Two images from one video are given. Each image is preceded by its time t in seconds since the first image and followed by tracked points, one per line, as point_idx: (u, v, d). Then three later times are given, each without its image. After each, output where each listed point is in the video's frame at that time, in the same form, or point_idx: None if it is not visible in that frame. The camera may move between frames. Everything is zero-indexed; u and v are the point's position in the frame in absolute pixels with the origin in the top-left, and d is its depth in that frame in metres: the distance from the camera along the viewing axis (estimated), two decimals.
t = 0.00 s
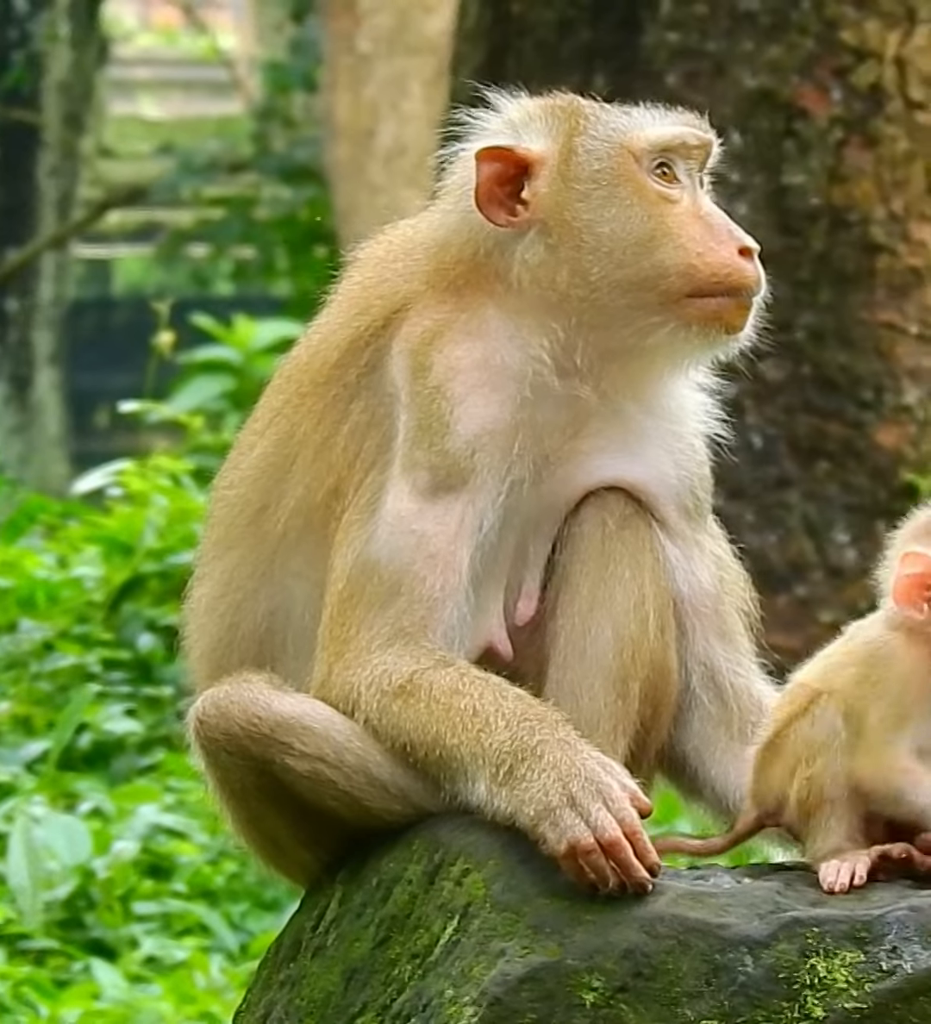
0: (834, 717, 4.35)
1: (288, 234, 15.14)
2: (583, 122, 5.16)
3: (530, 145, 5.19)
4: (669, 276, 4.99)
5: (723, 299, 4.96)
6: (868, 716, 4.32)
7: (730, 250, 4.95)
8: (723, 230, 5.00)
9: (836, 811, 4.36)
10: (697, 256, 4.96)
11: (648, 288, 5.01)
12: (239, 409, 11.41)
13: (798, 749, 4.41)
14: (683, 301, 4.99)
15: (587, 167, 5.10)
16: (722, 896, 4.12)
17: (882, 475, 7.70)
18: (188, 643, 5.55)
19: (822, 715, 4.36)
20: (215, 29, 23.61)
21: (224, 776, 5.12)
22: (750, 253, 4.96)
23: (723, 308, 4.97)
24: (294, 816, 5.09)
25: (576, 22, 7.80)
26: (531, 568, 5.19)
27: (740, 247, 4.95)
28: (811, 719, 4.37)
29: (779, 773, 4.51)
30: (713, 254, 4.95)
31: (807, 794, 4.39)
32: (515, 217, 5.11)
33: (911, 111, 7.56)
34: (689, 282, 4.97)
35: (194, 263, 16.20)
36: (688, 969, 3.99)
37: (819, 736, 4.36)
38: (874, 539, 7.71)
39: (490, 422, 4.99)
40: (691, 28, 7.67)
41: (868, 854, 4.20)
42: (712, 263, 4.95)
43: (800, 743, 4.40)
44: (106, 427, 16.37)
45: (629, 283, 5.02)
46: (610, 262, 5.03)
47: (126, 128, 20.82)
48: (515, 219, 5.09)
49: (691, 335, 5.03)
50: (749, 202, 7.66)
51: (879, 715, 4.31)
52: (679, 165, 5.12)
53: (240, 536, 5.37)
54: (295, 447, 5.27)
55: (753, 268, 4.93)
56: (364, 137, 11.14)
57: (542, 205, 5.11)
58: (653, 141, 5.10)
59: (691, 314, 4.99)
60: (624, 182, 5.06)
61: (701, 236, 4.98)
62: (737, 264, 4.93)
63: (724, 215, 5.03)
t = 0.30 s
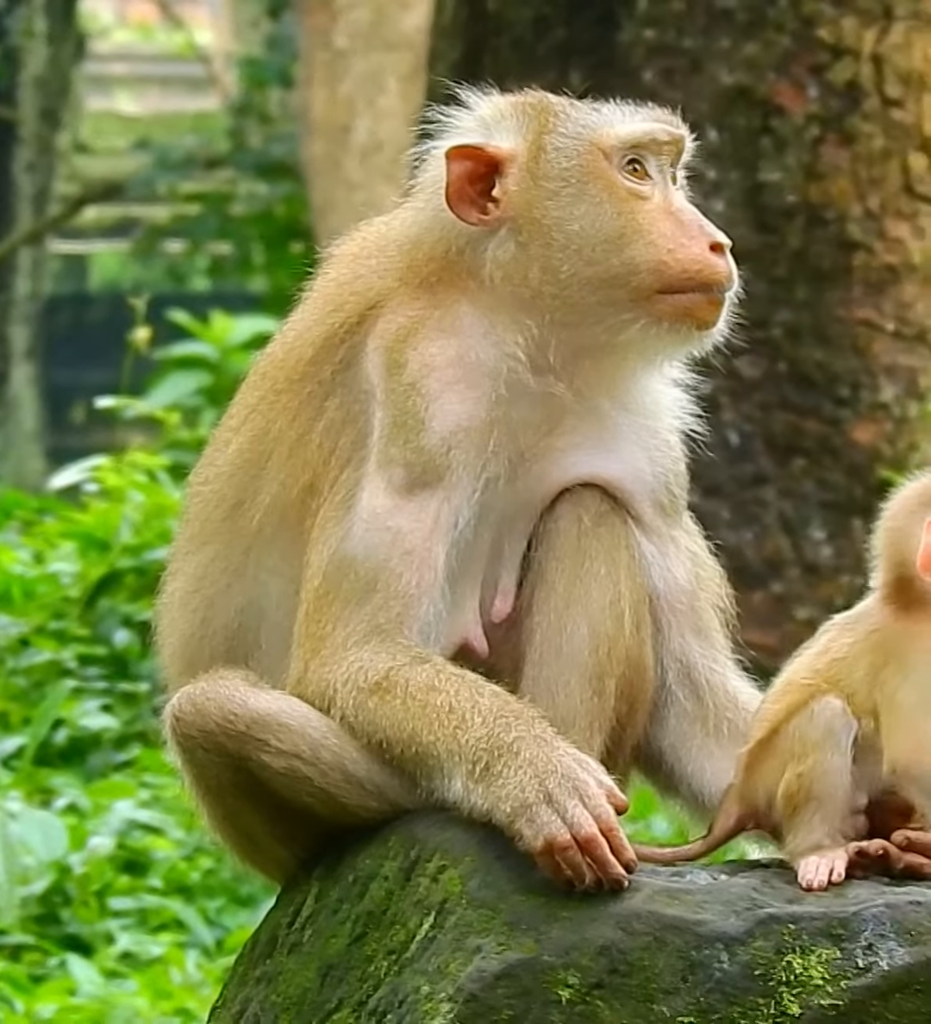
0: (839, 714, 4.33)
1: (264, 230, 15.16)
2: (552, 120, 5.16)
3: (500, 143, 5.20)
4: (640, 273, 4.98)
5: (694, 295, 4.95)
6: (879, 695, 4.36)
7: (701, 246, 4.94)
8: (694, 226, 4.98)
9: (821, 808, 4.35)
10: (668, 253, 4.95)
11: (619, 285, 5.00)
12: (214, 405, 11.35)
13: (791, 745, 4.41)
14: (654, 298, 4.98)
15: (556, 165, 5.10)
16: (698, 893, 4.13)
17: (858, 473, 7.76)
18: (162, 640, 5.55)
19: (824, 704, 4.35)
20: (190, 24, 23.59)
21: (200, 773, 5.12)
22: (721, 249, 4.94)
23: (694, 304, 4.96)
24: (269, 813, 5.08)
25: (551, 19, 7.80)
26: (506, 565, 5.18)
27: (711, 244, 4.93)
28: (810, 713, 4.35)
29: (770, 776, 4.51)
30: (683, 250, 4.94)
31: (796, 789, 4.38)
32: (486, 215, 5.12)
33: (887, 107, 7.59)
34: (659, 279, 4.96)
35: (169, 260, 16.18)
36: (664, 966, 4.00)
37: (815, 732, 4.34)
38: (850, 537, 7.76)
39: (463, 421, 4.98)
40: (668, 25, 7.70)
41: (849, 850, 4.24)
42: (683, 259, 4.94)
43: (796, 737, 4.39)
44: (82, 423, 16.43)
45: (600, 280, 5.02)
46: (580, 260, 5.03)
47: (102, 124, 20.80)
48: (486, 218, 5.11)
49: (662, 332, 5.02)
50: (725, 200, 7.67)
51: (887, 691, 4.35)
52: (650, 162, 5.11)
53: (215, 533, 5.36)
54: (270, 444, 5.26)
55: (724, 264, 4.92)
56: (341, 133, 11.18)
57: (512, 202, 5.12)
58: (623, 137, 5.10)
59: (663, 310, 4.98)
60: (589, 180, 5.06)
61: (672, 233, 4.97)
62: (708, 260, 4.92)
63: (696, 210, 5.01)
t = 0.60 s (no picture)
0: (796, 717, 4.36)
1: (217, 233, 15.17)
2: (503, 122, 5.15)
3: (449, 145, 5.19)
4: (591, 274, 4.98)
5: (646, 297, 4.96)
6: (827, 691, 4.33)
7: (652, 248, 4.94)
8: (645, 227, 4.98)
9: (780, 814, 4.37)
10: (619, 255, 4.96)
11: (571, 286, 5.00)
12: (167, 407, 11.36)
13: (746, 750, 4.42)
14: (606, 300, 4.98)
15: (507, 167, 5.09)
16: (649, 895, 4.14)
17: (809, 474, 7.81)
18: (112, 641, 5.53)
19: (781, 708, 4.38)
20: (142, 25, 23.59)
21: (151, 775, 5.10)
22: (672, 251, 4.94)
23: (645, 306, 4.96)
24: (220, 815, 5.07)
25: (505, 20, 7.85)
26: (458, 567, 5.17)
27: (662, 245, 4.94)
28: (769, 719, 4.37)
29: (724, 780, 4.49)
30: (634, 251, 4.95)
31: (750, 792, 4.39)
32: (435, 216, 5.11)
33: (839, 109, 7.61)
34: (611, 281, 4.96)
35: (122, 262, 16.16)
36: (614, 968, 4.00)
37: (773, 737, 4.37)
38: (801, 538, 7.86)
39: (415, 423, 4.98)
40: (620, 26, 7.72)
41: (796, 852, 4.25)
42: (634, 260, 4.95)
43: (752, 742, 4.40)
44: (34, 426, 16.38)
45: (551, 282, 5.02)
46: (531, 262, 5.03)
47: (56, 125, 20.76)
48: (435, 219, 5.09)
49: (613, 332, 5.02)
50: (678, 201, 7.75)
51: (835, 687, 4.32)
52: (602, 164, 5.10)
53: (166, 534, 5.35)
54: (221, 445, 5.25)
55: (675, 265, 4.92)
56: (295, 136, 11.23)
57: (462, 204, 5.11)
58: (574, 138, 5.09)
59: (615, 312, 4.98)
60: (540, 182, 5.05)
61: (623, 234, 4.97)
62: (658, 262, 4.92)
63: (647, 212, 5.01)
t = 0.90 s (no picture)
0: (755, 726, 4.30)
1: (177, 238, 15.13)
2: (464, 129, 5.17)
3: (411, 153, 5.20)
4: (553, 281, 4.99)
5: (608, 304, 4.96)
6: (770, 673, 4.33)
7: (614, 255, 4.95)
8: (607, 235, 5.00)
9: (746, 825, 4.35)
10: (581, 262, 4.96)
11: (533, 293, 5.00)
12: (130, 414, 11.34)
13: (708, 758, 4.39)
14: (569, 307, 4.99)
15: (469, 173, 5.10)
16: (615, 902, 4.15)
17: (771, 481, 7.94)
18: (77, 649, 5.52)
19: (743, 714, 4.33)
20: (103, 32, 23.57)
21: (116, 782, 5.10)
22: (634, 258, 4.97)
23: (606, 314, 4.97)
24: (184, 823, 5.07)
25: (466, 27, 7.90)
26: (422, 574, 5.19)
27: (624, 253, 4.96)
28: (727, 729, 4.32)
29: (691, 784, 4.49)
30: (596, 258, 4.96)
31: (712, 801, 4.37)
32: (398, 223, 5.11)
33: (801, 115, 7.74)
34: (573, 288, 4.97)
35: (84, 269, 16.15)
36: (580, 975, 4.00)
37: (732, 748, 4.32)
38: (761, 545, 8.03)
39: (379, 429, 4.97)
40: (581, 33, 7.82)
41: (762, 859, 4.28)
42: (596, 268, 4.96)
43: (714, 751, 4.36)
44: None
45: (513, 290, 5.02)
46: (493, 269, 5.02)
47: (17, 133, 20.74)
48: (397, 226, 5.09)
49: (575, 341, 5.02)
50: (639, 208, 7.82)
51: (777, 667, 4.31)
52: (563, 171, 5.12)
53: (130, 542, 5.34)
54: (185, 452, 5.25)
55: (637, 272, 4.93)
56: (256, 143, 11.26)
57: (424, 211, 5.11)
58: (535, 145, 5.10)
59: (577, 319, 4.99)
60: (501, 189, 5.06)
61: (585, 241, 4.98)
62: (621, 269, 4.94)
63: (608, 219, 5.03)
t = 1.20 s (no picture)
0: (744, 735, 4.31)
1: (161, 243, 15.26)
2: (450, 135, 5.17)
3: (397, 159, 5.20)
4: (538, 287, 5.00)
5: (593, 310, 4.97)
6: (730, 664, 4.36)
7: (600, 261, 4.96)
8: (593, 241, 5.00)
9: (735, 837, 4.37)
10: (566, 268, 4.97)
11: (518, 299, 5.01)
12: (114, 419, 11.29)
13: (695, 769, 4.37)
14: (554, 313, 4.99)
15: (454, 180, 5.11)
16: (599, 907, 4.15)
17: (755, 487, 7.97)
18: (64, 655, 5.52)
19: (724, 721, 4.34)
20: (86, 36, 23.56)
21: (101, 786, 5.10)
22: (620, 264, 4.97)
23: (591, 319, 4.97)
24: (169, 828, 5.07)
25: (450, 33, 7.97)
26: (407, 580, 5.18)
27: (610, 258, 4.96)
28: (717, 739, 4.32)
29: (672, 790, 4.46)
30: (582, 264, 4.96)
31: (700, 813, 4.37)
32: (384, 229, 5.10)
33: (786, 121, 7.83)
34: (559, 294, 4.98)
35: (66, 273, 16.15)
36: (564, 981, 4.01)
37: (722, 760, 4.32)
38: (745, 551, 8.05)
39: (364, 434, 4.97)
40: (566, 39, 7.81)
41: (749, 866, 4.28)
42: (581, 274, 4.96)
43: (698, 762, 4.36)
44: None
45: (498, 296, 5.02)
46: (479, 275, 5.03)
47: None
48: (383, 232, 5.09)
49: (561, 348, 5.03)
50: (624, 213, 7.84)
51: (739, 663, 4.35)
52: (549, 177, 5.12)
53: (116, 547, 5.34)
54: (171, 457, 5.25)
55: (623, 279, 4.94)
56: (239, 147, 11.27)
57: (410, 217, 5.11)
58: (522, 152, 5.11)
59: (562, 325, 4.99)
60: (486, 196, 5.07)
61: (571, 247, 4.99)
62: (607, 275, 4.94)
63: (594, 225, 5.03)
